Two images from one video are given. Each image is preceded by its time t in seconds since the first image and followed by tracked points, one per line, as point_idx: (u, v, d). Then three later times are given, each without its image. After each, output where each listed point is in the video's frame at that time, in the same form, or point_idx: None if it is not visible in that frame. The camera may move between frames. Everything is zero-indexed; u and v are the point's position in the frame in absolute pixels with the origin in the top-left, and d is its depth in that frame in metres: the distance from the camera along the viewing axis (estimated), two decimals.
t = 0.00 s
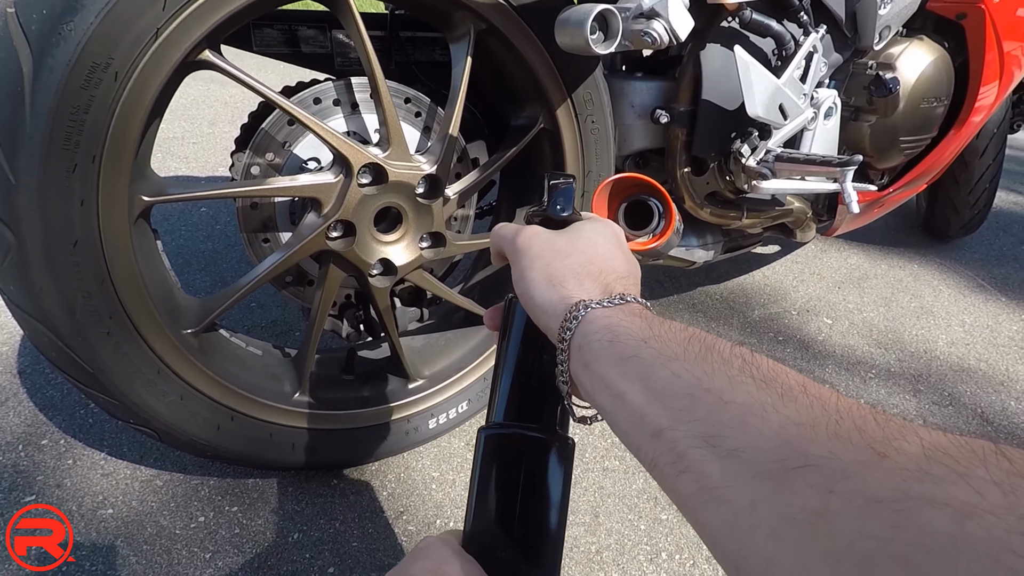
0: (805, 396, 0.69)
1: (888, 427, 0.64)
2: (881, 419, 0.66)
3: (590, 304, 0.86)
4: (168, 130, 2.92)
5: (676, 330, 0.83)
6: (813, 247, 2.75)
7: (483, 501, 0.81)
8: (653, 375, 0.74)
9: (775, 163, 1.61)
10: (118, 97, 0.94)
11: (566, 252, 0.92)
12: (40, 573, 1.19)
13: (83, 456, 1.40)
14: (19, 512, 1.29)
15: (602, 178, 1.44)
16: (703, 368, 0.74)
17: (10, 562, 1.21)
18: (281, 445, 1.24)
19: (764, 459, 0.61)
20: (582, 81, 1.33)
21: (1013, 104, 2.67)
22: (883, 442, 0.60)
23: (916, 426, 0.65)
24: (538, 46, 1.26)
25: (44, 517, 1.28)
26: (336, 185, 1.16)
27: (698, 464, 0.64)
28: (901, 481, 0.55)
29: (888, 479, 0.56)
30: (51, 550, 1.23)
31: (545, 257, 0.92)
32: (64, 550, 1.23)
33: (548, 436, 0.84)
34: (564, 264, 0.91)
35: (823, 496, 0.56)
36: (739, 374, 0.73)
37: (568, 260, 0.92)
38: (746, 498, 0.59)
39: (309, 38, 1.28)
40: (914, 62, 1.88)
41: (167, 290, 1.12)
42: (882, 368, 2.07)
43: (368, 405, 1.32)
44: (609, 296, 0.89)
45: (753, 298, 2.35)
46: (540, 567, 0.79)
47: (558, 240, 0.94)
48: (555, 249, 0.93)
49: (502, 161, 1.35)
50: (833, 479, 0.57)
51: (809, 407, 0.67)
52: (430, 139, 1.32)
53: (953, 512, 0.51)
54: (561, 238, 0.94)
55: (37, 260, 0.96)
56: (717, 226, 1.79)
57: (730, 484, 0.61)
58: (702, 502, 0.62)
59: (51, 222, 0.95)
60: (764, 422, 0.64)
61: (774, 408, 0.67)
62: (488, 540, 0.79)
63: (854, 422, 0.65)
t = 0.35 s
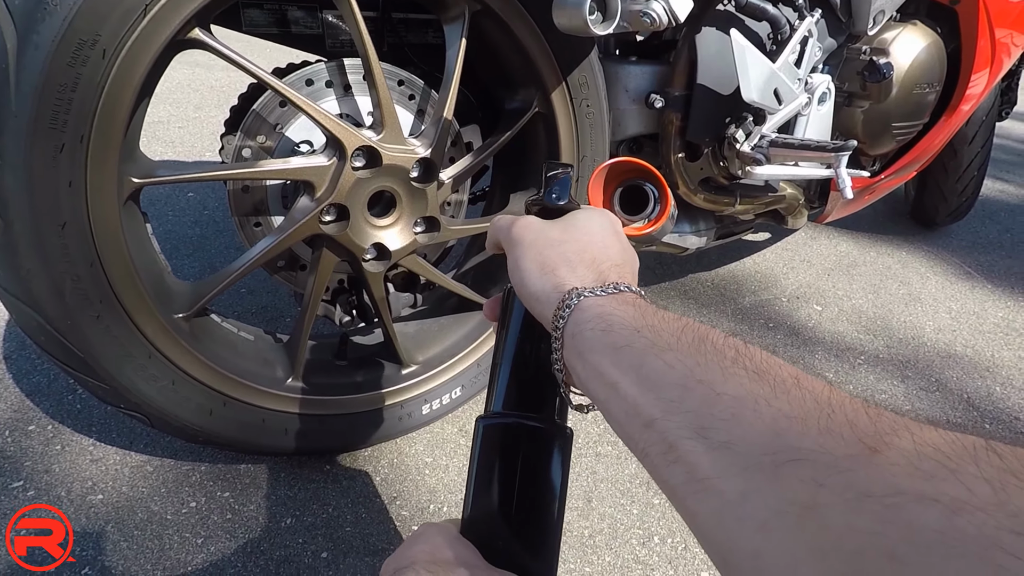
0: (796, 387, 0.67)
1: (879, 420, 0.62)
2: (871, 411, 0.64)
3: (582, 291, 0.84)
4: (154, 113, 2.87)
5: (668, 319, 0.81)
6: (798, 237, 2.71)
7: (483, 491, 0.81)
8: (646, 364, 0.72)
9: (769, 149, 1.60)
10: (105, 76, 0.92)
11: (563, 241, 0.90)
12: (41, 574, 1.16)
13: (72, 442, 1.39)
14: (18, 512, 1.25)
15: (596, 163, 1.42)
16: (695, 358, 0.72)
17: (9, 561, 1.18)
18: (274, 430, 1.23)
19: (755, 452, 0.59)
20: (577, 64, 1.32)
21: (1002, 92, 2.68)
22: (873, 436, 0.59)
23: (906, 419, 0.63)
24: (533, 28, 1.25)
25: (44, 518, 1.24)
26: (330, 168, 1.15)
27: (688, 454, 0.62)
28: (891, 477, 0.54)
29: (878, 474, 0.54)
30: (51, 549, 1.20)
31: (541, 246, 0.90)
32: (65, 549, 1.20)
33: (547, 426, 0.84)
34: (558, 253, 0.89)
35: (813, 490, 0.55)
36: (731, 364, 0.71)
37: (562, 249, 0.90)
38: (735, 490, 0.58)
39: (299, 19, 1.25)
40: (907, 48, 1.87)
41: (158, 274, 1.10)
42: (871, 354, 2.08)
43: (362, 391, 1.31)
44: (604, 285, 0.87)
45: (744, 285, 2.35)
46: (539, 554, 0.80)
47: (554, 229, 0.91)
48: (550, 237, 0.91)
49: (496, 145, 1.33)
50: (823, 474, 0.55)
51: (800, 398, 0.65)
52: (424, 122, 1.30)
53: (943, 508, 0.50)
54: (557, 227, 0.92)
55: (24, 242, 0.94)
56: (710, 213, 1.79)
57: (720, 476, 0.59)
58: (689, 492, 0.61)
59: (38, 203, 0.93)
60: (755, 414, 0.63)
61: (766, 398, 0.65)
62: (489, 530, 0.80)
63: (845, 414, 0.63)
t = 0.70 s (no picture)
0: (789, 373, 0.67)
1: (869, 403, 0.61)
2: (862, 396, 0.63)
3: (579, 279, 0.84)
4: (142, 101, 2.85)
5: (662, 307, 0.81)
6: (792, 227, 2.76)
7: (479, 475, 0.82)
8: (641, 351, 0.72)
9: (761, 141, 1.61)
10: (96, 61, 0.92)
11: (560, 228, 0.91)
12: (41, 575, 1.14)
13: (61, 431, 1.38)
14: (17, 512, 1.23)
15: (589, 154, 1.43)
16: (689, 344, 0.72)
17: (9, 563, 1.16)
18: (265, 420, 1.23)
19: (746, 436, 0.59)
20: (571, 55, 1.32)
21: (990, 85, 2.70)
22: (863, 419, 0.58)
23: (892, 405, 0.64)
24: (526, 17, 1.25)
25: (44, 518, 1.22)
26: (323, 157, 1.15)
27: (680, 439, 0.62)
28: (881, 459, 0.53)
29: (868, 456, 0.54)
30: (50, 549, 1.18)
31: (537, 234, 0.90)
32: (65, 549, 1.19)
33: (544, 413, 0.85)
34: (556, 241, 0.89)
35: (802, 472, 0.54)
36: (725, 351, 0.71)
37: (559, 237, 0.90)
38: (725, 474, 0.57)
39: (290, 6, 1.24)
40: (897, 41, 1.88)
41: (149, 261, 1.09)
42: (859, 345, 2.10)
43: (351, 380, 1.32)
44: (599, 273, 0.87)
45: (735, 277, 2.36)
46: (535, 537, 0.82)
47: (552, 217, 0.92)
48: (548, 225, 0.91)
49: (490, 135, 1.33)
50: (813, 456, 0.55)
51: (793, 384, 0.65)
52: (417, 111, 1.30)
53: (928, 489, 0.50)
54: (555, 215, 0.92)
55: (13, 229, 0.94)
56: (701, 204, 1.79)
57: (711, 460, 0.59)
58: (681, 479, 0.60)
59: (27, 190, 0.93)
60: (747, 399, 0.62)
61: (757, 383, 0.64)
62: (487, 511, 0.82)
63: (837, 400, 0.62)
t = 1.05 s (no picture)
0: (782, 369, 0.66)
1: (865, 401, 0.60)
2: (859, 393, 0.62)
3: (569, 273, 0.83)
4: (132, 98, 2.83)
5: (653, 298, 0.80)
6: (782, 225, 2.77)
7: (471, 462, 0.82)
8: (631, 347, 0.71)
9: (750, 140, 1.60)
10: (84, 59, 0.92)
11: (553, 217, 0.89)
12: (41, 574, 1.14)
13: (50, 430, 1.38)
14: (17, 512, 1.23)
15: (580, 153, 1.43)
16: (682, 340, 0.71)
17: (9, 562, 1.16)
18: (255, 419, 1.23)
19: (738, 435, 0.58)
20: (561, 54, 1.32)
21: (976, 84, 2.73)
22: (859, 417, 0.57)
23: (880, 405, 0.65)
24: (517, 15, 1.25)
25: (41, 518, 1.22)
26: (313, 155, 1.15)
27: (672, 438, 0.62)
28: (876, 458, 0.52)
29: (864, 455, 0.53)
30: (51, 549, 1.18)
31: (531, 219, 0.89)
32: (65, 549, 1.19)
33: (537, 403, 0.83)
34: (548, 229, 0.88)
35: (795, 473, 0.54)
36: (717, 346, 0.70)
37: (551, 225, 0.89)
38: (717, 474, 0.57)
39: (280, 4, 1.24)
40: (885, 40, 1.89)
41: (138, 259, 1.09)
42: (848, 342, 2.12)
43: (345, 378, 1.32)
44: (590, 264, 0.86)
45: (725, 275, 2.37)
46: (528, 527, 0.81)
47: (545, 201, 0.91)
48: (541, 212, 0.90)
49: (480, 135, 1.34)
50: (806, 456, 0.54)
51: (786, 380, 0.64)
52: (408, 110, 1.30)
53: (925, 490, 0.49)
54: (548, 200, 0.91)
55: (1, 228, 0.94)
56: (692, 203, 1.80)
57: (703, 460, 0.58)
58: (673, 476, 0.60)
59: (15, 189, 0.92)
60: (740, 398, 0.61)
61: (751, 380, 0.64)
62: (479, 499, 0.81)
63: (832, 396, 0.61)
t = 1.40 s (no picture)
0: (781, 369, 0.66)
1: (867, 403, 0.60)
2: (861, 395, 0.62)
3: (558, 271, 0.83)
4: (126, 99, 2.83)
5: (648, 295, 0.80)
6: (776, 224, 2.76)
7: (462, 456, 0.82)
8: (625, 347, 0.71)
9: (744, 138, 1.62)
10: (77, 60, 0.91)
11: (541, 210, 0.89)
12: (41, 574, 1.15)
13: (45, 432, 1.38)
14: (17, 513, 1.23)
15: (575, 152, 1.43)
16: (677, 339, 0.71)
17: (9, 562, 1.16)
18: (251, 419, 1.23)
19: (736, 438, 0.58)
20: (555, 53, 1.33)
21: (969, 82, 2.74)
22: (860, 422, 0.57)
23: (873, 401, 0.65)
24: (510, 15, 1.25)
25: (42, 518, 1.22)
26: (308, 155, 1.15)
27: (669, 440, 0.61)
28: (879, 465, 0.52)
29: (865, 462, 0.53)
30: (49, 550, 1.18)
31: (520, 214, 0.88)
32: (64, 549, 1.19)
33: (530, 396, 0.84)
34: (539, 222, 0.88)
35: (796, 478, 0.54)
36: (714, 345, 0.70)
37: (542, 218, 0.89)
38: (715, 478, 0.57)
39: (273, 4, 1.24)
40: (878, 38, 1.90)
41: (133, 260, 1.09)
42: (842, 339, 2.13)
43: (342, 378, 1.32)
44: (582, 258, 0.86)
45: (721, 273, 2.38)
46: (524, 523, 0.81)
47: (536, 192, 0.91)
48: (532, 205, 0.90)
49: (476, 135, 1.33)
50: (807, 461, 0.55)
51: (785, 381, 0.64)
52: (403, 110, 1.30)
53: (932, 498, 0.49)
54: (540, 192, 0.90)
55: None
56: (687, 202, 1.80)
57: (700, 463, 0.58)
58: (669, 478, 0.60)
59: (9, 190, 0.92)
60: (737, 400, 0.61)
61: (748, 381, 0.64)
62: (471, 493, 0.80)
63: (831, 398, 0.61)
